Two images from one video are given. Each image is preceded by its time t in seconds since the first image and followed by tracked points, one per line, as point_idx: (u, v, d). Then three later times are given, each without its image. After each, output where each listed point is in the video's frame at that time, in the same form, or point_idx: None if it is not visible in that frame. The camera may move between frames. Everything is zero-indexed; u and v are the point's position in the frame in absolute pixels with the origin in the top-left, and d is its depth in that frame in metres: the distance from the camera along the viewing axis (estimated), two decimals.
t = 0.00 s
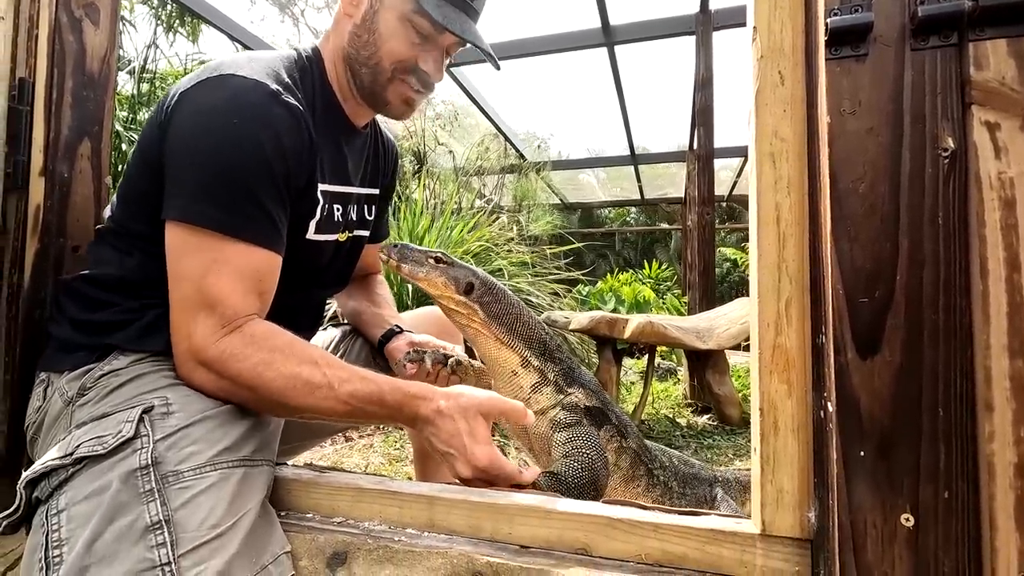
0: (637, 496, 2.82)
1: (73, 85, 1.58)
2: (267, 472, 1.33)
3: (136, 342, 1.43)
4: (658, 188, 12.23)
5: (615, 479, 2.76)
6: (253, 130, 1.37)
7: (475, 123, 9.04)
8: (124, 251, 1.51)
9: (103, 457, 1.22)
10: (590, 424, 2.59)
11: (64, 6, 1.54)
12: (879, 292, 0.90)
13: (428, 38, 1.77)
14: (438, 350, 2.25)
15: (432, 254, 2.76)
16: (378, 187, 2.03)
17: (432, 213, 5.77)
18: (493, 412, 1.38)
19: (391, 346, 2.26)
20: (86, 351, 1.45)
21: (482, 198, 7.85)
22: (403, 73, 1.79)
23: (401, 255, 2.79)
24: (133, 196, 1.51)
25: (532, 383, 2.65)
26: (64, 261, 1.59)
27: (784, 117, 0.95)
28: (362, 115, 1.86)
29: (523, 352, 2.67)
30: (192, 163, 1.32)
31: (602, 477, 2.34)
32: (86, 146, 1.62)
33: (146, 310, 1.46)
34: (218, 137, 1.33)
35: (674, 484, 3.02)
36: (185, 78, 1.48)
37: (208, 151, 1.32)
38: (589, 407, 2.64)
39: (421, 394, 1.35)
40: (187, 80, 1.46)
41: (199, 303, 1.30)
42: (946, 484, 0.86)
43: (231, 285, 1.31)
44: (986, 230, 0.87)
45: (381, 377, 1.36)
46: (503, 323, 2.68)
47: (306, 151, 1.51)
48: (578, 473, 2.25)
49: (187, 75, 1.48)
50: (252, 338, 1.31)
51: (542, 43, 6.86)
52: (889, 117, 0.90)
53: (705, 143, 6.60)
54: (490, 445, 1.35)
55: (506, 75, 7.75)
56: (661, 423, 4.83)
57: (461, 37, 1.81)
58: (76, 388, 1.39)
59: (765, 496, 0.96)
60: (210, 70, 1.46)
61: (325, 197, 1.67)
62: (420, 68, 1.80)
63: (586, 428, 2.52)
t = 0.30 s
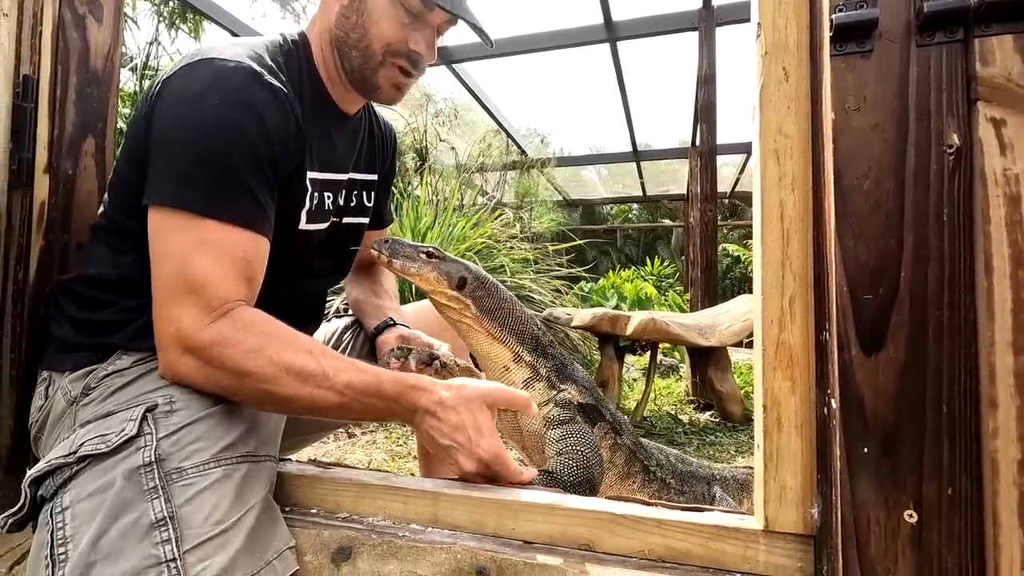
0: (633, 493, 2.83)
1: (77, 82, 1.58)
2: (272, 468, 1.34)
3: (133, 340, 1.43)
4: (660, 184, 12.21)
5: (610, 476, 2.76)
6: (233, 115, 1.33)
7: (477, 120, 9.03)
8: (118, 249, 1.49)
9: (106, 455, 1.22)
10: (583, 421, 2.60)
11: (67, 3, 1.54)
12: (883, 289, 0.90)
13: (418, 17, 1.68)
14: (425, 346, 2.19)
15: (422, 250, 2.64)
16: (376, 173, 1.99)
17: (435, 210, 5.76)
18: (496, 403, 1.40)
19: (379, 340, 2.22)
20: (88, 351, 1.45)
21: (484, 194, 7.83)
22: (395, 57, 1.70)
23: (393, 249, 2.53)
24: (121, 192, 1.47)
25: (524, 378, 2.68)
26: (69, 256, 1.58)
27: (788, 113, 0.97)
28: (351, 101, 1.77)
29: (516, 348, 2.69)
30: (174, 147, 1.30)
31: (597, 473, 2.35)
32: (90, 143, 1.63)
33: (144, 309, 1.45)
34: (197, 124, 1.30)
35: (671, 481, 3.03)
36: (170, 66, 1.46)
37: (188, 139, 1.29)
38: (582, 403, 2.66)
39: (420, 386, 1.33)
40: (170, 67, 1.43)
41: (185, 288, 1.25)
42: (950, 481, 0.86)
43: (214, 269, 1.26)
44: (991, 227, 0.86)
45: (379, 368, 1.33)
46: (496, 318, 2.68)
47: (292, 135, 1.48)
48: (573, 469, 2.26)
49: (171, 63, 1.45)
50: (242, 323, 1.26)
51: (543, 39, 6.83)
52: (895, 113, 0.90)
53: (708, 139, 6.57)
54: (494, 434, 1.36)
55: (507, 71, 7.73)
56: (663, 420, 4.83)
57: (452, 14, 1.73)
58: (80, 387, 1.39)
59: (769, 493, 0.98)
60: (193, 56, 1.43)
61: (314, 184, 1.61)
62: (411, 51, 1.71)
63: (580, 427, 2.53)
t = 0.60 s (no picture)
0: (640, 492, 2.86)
1: (86, 80, 1.59)
2: (281, 462, 1.34)
3: (144, 337, 1.44)
4: (666, 177, 12.17)
5: (617, 476, 2.79)
6: (234, 100, 1.31)
7: (482, 114, 9.01)
8: (127, 245, 1.51)
9: (117, 450, 1.23)
10: (591, 424, 2.63)
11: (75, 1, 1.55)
12: (892, 282, 0.92)
13: (423, 10, 1.66)
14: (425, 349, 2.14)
15: (434, 259, 2.67)
16: (382, 167, 1.98)
17: (441, 204, 5.76)
18: (522, 391, 1.37)
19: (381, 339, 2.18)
20: (98, 347, 1.46)
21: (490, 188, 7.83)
22: (398, 48, 1.69)
23: (400, 264, 2.54)
24: (132, 188, 1.48)
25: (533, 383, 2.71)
26: (81, 253, 1.61)
27: (796, 107, 0.94)
28: (358, 95, 1.77)
29: (527, 354, 2.72)
30: (178, 129, 1.27)
31: (604, 478, 2.41)
32: (99, 141, 1.64)
33: (153, 305, 1.47)
34: (198, 111, 1.28)
35: (678, 476, 3.03)
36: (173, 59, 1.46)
37: (189, 125, 1.27)
38: (590, 406, 2.68)
39: (444, 368, 1.32)
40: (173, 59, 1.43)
41: (199, 266, 1.21)
42: (959, 474, 0.88)
43: (229, 248, 1.22)
44: (1002, 220, 0.87)
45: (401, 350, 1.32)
46: (509, 325, 2.74)
47: (296, 119, 1.46)
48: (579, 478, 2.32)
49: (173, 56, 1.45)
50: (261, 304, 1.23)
51: (549, 32, 6.81)
52: (904, 105, 0.92)
53: (715, 132, 6.54)
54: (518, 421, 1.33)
55: (513, 64, 7.71)
56: (670, 413, 4.84)
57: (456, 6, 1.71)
58: (92, 383, 1.40)
59: (776, 486, 0.96)
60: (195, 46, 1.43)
61: (316, 177, 1.62)
62: (415, 42, 1.69)
63: (588, 431, 2.55)
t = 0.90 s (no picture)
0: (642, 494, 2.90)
1: (92, 84, 1.60)
2: (290, 462, 1.35)
3: (153, 338, 1.45)
4: (670, 174, 12.15)
5: (619, 479, 2.82)
6: (244, 88, 1.31)
7: (486, 113, 9.01)
8: (134, 247, 1.52)
9: (129, 450, 1.24)
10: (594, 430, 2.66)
11: (80, 6, 1.56)
12: (894, 279, 0.92)
13: (425, 12, 1.67)
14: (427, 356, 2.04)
15: (459, 290, 2.53)
16: (384, 165, 1.96)
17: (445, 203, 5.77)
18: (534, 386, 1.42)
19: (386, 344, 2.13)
20: (107, 349, 1.47)
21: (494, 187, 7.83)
22: (402, 49, 1.70)
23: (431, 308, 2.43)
24: (143, 188, 1.49)
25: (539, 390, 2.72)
26: (88, 256, 1.63)
27: (797, 105, 0.94)
28: (361, 96, 1.77)
29: (535, 362, 2.73)
30: (190, 111, 1.25)
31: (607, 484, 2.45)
32: (106, 145, 1.65)
33: (162, 306, 1.48)
34: (207, 96, 1.27)
35: (681, 474, 3.03)
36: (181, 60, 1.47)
37: (199, 109, 1.25)
38: (594, 412, 2.71)
39: (463, 351, 1.33)
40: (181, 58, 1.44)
41: (211, 237, 1.17)
42: (961, 471, 0.89)
43: (246, 219, 1.20)
44: (1004, 217, 0.88)
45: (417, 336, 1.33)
46: (521, 334, 2.74)
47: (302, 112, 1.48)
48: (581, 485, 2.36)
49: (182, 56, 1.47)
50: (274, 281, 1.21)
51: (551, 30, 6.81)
52: (906, 103, 0.92)
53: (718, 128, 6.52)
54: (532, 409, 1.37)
55: (516, 62, 7.71)
56: (675, 411, 4.84)
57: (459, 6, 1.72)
58: (103, 385, 1.41)
59: (780, 483, 0.96)
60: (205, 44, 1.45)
61: (318, 175, 1.61)
62: (418, 43, 1.70)
63: (592, 437, 2.58)
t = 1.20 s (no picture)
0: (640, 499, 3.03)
1: (98, 84, 1.61)
2: (295, 459, 1.36)
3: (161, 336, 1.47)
4: (674, 171, 12.13)
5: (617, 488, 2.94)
6: (228, 81, 1.31)
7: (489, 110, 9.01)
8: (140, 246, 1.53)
9: (135, 447, 1.25)
10: (591, 446, 2.79)
11: (86, 5, 1.57)
12: (897, 277, 0.94)
13: (425, 7, 1.68)
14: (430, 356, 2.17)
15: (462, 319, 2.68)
16: (388, 159, 1.96)
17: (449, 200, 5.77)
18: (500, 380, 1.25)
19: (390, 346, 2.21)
20: (115, 347, 1.49)
21: (497, 185, 7.83)
22: (399, 44, 1.70)
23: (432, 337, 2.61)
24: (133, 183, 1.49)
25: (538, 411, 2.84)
26: (94, 255, 1.64)
27: (800, 102, 0.94)
28: (360, 92, 1.77)
29: (534, 387, 2.77)
30: (171, 106, 1.26)
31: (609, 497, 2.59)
32: (112, 144, 1.66)
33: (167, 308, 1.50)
34: (191, 89, 1.26)
35: (678, 476, 3.09)
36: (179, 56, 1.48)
37: (180, 103, 1.24)
38: (589, 429, 2.83)
39: (413, 347, 1.19)
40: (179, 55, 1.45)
41: (163, 225, 1.12)
42: (964, 469, 0.89)
43: (193, 209, 1.15)
44: (1007, 214, 0.89)
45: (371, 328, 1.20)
46: (521, 355, 2.91)
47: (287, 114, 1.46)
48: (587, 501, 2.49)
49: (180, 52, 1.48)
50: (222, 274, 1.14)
51: (554, 27, 6.80)
52: (909, 100, 0.93)
53: (723, 125, 6.51)
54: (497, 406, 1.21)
55: (519, 60, 7.71)
56: (678, 408, 4.84)
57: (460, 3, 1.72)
58: (109, 382, 1.42)
59: (782, 481, 0.96)
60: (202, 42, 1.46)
61: (318, 171, 1.62)
62: (416, 38, 1.71)
63: (590, 454, 2.73)
